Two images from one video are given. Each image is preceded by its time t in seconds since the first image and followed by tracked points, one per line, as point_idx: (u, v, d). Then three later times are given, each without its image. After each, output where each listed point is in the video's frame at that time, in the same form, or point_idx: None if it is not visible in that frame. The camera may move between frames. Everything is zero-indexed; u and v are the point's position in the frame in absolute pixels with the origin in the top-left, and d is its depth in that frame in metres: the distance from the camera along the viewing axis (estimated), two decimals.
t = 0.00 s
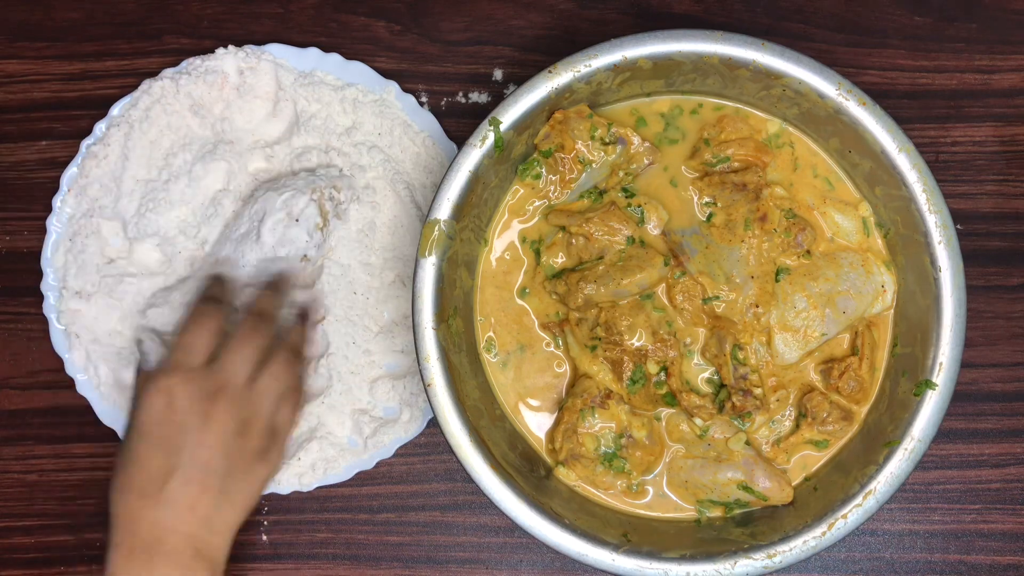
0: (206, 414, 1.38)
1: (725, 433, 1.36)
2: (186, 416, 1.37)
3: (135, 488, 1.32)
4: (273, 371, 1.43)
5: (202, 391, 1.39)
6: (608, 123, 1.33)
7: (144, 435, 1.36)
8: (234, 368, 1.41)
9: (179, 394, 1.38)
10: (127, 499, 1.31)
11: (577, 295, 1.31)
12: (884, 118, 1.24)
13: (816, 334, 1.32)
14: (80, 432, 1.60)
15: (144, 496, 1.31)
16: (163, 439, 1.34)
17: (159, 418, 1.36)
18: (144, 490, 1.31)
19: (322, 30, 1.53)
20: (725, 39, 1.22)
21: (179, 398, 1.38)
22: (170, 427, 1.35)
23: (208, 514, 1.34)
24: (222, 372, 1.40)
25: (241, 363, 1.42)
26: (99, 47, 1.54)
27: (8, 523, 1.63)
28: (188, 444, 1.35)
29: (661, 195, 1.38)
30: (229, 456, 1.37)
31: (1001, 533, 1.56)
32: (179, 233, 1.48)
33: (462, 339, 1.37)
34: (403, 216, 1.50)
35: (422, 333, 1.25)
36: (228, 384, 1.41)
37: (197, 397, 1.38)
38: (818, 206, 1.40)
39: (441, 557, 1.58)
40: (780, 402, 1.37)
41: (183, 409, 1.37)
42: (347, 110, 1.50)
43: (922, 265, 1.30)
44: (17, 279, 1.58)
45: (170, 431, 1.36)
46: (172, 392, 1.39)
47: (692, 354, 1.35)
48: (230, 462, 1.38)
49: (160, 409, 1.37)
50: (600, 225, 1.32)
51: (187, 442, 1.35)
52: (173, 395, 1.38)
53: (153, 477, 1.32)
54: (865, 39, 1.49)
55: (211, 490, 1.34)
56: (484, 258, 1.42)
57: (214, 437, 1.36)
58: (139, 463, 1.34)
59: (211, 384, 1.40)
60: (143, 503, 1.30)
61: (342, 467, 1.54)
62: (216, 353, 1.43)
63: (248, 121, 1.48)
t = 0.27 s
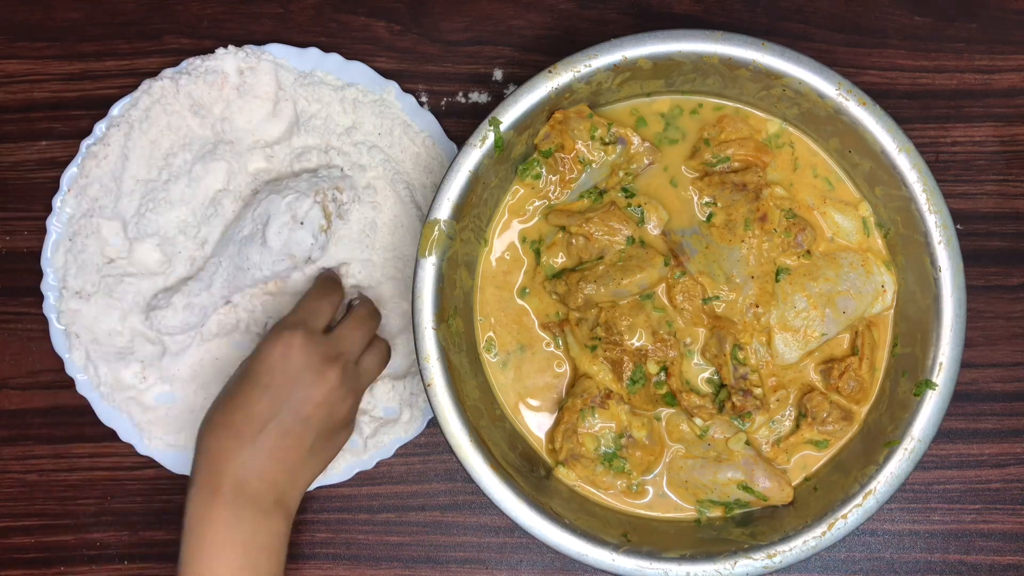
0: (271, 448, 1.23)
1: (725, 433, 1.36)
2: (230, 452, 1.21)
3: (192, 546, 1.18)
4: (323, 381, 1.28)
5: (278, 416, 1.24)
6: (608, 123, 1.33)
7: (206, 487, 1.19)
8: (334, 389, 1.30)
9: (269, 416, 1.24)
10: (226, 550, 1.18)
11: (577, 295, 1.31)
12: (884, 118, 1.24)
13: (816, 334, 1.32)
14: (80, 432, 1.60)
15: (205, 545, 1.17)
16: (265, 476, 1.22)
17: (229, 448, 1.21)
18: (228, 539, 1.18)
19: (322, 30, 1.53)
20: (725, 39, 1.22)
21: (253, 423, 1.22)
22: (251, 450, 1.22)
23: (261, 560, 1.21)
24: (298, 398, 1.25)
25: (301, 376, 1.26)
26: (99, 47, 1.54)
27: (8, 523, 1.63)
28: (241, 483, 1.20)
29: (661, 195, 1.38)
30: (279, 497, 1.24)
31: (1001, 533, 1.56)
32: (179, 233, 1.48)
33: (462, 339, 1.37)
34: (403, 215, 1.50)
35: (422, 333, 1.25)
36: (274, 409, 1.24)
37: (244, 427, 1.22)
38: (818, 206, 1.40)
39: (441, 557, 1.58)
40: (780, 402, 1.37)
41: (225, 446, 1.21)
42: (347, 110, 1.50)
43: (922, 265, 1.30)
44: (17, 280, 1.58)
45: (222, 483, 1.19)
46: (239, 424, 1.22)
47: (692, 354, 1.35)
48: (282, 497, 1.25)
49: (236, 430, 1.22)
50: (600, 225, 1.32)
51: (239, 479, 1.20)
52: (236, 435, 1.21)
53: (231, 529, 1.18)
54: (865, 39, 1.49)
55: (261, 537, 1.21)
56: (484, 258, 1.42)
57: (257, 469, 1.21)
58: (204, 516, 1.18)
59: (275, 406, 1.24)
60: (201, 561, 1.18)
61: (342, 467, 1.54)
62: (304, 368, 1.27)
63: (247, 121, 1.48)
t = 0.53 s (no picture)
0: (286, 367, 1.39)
1: (725, 433, 1.36)
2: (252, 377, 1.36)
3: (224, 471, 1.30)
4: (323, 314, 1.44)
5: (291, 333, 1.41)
6: (608, 123, 1.33)
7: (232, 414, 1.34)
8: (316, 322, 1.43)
9: (279, 341, 1.40)
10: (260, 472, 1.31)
11: (577, 295, 1.31)
12: (884, 118, 1.24)
13: (816, 334, 1.32)
14: (80, 432, 1.60)
15: (237, 473, 1.30)
16: (277, 399, 1.37)
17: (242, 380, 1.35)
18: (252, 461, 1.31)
19: (322, 30, 1.53)
20: (725, 39, 1.22)
21: (263, 352, 1.37)
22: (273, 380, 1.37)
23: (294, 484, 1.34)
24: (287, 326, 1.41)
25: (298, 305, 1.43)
26: (99, 47, 1.54)
27: (8, 524, 1.63)
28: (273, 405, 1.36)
29: (661, 195, 1.38)
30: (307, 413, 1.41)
31: (1001, 533, 1.56)
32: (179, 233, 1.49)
33: (462, 339, 1.36)
34: (404, 215, 1.51)
35: (422, 333, 1.25)
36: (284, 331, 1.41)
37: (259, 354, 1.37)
38: (818, 206, 1.40)
39: (441, 557, 1.58)
40: (780, 402, 1.37)
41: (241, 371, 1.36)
42: (347, 110, 1.50)
43: (922, 265, 1.30)
44: (17, 280, 1.58)
45: (254, 400, 1.34)
46: (239, 352, 1.36)
47: (692, 354, 1.35)
48: (297, 422, 1.38)
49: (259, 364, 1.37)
50: (600, 225, 1.32)
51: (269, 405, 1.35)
52: (246, 360, 1.36)
53: (261, 451, 1.32)
54: (865, 39, 1.49)
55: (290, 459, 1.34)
56: (484, 258, 1.42)
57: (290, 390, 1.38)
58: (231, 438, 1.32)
59: (287, 331, 1.41)
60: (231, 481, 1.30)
61: (342, 467, 1.55)
62: (293, 296, 1.43)
63: (248, 121, 1.48)
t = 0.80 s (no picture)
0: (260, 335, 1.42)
1: (725, 433, 1.36)
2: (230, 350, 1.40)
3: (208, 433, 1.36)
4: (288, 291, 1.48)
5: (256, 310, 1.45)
6: (608, 123, 1.33)
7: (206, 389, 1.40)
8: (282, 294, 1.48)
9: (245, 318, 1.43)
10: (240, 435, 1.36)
11: (577, 295, 1.31)
12: (884, 118, 1.24)
13: (816, 334, 1.32)
14: (80, 432, 1.60)
15: (220, 433, 1.35)
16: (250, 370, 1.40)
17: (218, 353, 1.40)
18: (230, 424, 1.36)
19: (322, 30, 1.53)
20: (725, 39, 1.22)
21: (232, 322, 1.42)
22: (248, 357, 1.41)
23: (286, 438, 1.38)
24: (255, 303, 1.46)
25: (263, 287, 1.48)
26: (99, 47, 1.54)
27: (8, 523, 1.63)
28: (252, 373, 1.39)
29: (661, 195, 1.38)
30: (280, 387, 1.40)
31: (1001, 533, 1.56)
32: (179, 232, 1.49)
33: (462, 339, 1.36)
34: (404, 215, 1.50)
35: (422, 333, 1.25)
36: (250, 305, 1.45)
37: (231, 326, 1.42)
38: (818, 206, 1.40)
39: (441, 557, 1.58)
40: (780, 402, 1.37)
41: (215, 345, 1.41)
42: (347, 110, 1.50)
43: (922, 265, 1.30)
44: (17, 280, 1.58)
45: (230, 405, 1.37)
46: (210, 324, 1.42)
47: (692, 354, 1.35)
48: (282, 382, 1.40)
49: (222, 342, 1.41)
50: (600, 225, 1.32)
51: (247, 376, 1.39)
52: (225, 368, 1.40)
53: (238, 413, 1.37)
54: (865, 39, 1.49)
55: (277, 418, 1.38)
56: (484, 258, 1.42)
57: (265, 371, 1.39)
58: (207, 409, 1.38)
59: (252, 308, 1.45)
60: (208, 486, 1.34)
61: (342, 467, 1.55)
62: (255, 282, 1.49)
63: (248, 121, 1.48)
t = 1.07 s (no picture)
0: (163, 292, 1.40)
1: (725, 432, 1.36)
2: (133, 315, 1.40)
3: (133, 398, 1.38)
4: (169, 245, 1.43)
5: (173, 268, 1.40)
6: (608, 123, 1.33)
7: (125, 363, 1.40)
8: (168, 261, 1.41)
9: (154, 279, 1.41)
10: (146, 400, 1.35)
11: (577, 295, 1.31)
12: (884, 118, 1.24)
13: (816, 334, 1.32)
14: (80, 432, 1.60)
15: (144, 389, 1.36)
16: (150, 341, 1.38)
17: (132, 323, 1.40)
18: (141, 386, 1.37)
19: (322, 30, 1.53)
20: (725, 39, 1.23)
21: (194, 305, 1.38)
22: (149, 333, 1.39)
23: (221, 396, 1.38)
24: (140, 271, 1.41)
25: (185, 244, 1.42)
26: (99, 47, 1.54)
27: (8, 523, 1.63)
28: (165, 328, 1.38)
29: (661, 195, 1.38)
30: (145, 321, 1.40)
31: (1001, 533, 1.56)
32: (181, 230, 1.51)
33: (462, 339, 1.36)
34: (403, 215, 1.51)
35: (422, 333, 1.25)
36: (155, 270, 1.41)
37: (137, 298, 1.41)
38: (818, 206, 1.40)
39: (441, 557, 1.58)
40: (780, 402, 1.37)
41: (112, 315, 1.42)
42: (347, 110, 1.50)
43: (922, 265, 1.30)
44: (17, 280, 1.58)
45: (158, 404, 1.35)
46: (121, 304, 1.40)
47: (692, 354, 1.35)
48: (209, 339, 1.38)
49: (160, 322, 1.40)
50: (600, 225, 1.32)
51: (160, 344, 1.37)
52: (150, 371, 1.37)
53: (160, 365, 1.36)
54: (865, 39, 1.49)
55: (155, 367, 1.37)
56: (484, 258, 1.42)
57: (197, 332, 1.37)
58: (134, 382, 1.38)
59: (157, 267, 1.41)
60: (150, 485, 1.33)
61: (342, 467, 1.53)
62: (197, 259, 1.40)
63: (248, 121, 1.49)
